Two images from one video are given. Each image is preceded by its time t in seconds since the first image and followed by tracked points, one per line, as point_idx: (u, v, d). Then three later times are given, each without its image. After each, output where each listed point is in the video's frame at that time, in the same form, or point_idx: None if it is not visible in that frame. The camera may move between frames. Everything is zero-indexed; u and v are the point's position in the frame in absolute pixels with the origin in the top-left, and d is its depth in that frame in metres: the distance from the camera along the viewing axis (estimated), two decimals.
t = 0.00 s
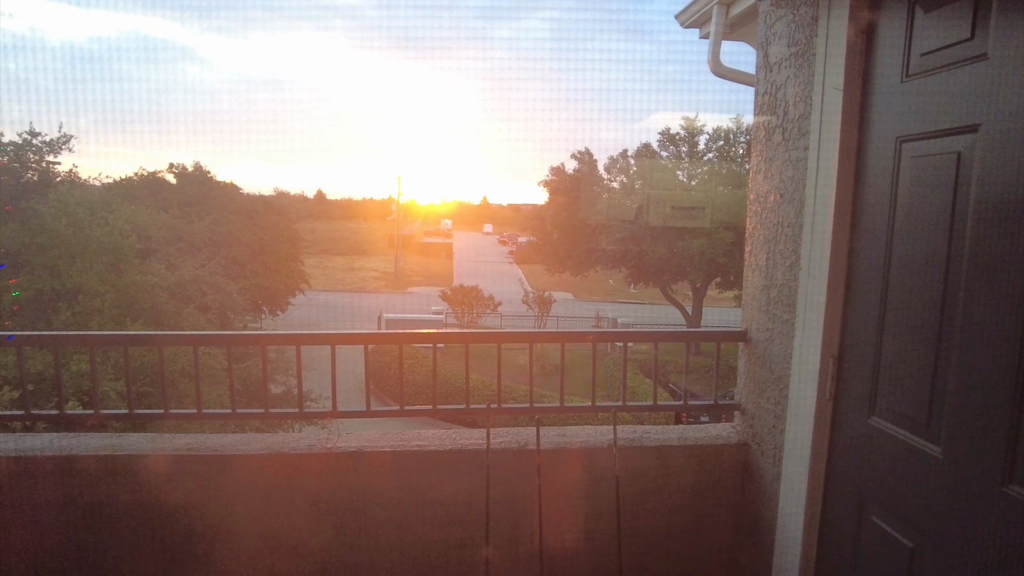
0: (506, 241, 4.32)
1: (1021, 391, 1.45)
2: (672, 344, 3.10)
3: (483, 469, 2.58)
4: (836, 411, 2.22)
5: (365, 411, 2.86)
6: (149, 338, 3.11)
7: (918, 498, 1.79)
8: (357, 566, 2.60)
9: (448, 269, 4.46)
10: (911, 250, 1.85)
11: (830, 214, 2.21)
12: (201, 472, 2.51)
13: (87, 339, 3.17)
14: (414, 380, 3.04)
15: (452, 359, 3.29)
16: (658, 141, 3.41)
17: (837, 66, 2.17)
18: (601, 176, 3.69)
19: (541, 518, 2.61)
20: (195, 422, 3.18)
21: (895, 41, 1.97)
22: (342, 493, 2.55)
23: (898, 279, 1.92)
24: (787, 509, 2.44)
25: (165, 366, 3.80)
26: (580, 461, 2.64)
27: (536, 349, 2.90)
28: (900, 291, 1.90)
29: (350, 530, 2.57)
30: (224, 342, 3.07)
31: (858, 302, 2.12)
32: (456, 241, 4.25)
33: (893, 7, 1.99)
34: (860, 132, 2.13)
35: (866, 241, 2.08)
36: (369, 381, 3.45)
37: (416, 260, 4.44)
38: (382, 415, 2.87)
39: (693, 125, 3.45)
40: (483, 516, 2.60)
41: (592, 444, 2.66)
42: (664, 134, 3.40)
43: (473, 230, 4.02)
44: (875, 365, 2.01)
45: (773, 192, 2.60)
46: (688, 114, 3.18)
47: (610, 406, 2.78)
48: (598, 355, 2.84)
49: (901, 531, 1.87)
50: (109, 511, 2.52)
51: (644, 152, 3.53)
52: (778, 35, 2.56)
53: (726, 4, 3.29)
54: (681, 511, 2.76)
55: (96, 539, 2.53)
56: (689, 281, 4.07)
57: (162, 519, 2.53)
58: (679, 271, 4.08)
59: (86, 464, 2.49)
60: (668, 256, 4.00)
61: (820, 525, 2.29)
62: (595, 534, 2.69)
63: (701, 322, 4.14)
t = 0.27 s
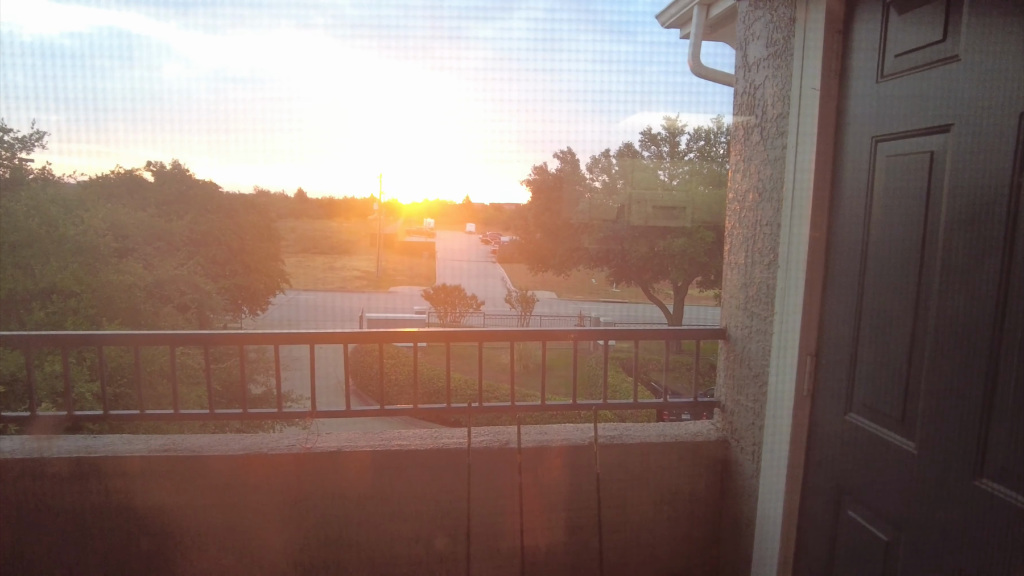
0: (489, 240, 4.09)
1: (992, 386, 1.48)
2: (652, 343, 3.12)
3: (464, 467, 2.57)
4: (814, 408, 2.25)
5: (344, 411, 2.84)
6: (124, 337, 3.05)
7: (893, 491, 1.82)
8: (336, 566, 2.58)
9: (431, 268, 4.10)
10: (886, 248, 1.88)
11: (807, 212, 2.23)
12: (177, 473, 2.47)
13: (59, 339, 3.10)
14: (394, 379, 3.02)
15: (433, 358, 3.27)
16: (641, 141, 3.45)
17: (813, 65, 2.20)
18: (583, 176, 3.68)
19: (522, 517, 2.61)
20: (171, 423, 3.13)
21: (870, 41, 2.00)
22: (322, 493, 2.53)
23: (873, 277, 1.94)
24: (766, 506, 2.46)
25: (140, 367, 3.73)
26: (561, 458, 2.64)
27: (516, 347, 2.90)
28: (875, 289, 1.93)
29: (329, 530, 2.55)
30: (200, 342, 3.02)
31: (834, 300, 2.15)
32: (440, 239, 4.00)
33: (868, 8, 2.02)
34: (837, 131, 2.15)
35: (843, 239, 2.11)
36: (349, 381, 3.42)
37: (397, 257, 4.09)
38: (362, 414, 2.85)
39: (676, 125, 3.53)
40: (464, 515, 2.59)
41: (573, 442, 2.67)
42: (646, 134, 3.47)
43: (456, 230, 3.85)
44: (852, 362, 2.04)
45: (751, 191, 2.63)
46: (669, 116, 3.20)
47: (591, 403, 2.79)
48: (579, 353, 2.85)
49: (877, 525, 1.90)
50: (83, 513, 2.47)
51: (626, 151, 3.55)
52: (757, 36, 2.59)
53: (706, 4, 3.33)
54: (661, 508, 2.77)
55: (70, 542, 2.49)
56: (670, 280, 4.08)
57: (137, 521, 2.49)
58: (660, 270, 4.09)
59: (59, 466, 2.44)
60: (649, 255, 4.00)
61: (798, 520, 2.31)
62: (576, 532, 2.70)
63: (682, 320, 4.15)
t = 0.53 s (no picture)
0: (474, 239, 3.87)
1: (973, 382, 1.50)
2: (638, 341, 3.13)
3: (451, 466, 2.55)
4: (799, 405, 2.26)
5: (329, 411, 2.82)
6: (103, 337, 2.99)
7: (876, 487, 1.84)
8: (322, 567, 2.55)
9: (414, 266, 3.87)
10: (870, 246, 1.89)
11: (792, 211, 2.25)
12: (160, 474, 2.43)
13: (37, 339, 3.04)
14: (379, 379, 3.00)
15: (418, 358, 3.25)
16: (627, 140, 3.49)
17: (797, 65, 2.21)
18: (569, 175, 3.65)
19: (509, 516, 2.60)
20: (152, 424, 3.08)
21: (853, 40, 2.02)
22: (307, 493, 2.50)
23: (857, 275, 1.96)
24: (752, 503, 2.47)
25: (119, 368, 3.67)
26: (547, 457, 2.64)
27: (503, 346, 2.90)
28: (859, 287, 1.94)
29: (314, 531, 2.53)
30: (182, 342, 2.97)
31: (818, 297, 2.17)
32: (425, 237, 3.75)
33: (851, 8, 2.04)
34: (821, 130, 2.17)
35: (826, 237, 2.13)
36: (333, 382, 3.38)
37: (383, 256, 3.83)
38: (347, 413, 2.84)
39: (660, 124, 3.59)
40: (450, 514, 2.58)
41: (560, 440, 2.67)
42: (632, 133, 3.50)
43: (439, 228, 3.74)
44: (836, 359, 2.06)
45: (736, 190, 2.64)
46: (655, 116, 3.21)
47: (577, 402, 2.79)
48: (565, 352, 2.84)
49: (861, 520, 1.91)
50: (63, 516, 2.43)
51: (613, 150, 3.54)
52: (742, 35, 2.61)
53: (691, 4, 3.34)
54: (648, 505, 2.78)
55: (49, 545, 2.44)
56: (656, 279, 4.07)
57: (118, 523, 2.45)
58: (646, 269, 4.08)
59: (37, 468, 2.39)
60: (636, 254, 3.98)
61: (783, 516, 2.32)
62: (563, 530, 2.70)
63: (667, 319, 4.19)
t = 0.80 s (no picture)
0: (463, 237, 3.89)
1: (960, 379, 1.51)
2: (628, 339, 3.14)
3: (441, 465, 2.55)
4: (788, 402, 2.27)
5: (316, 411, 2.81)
6: (89, 337, 2.96)
7: (865, 483, 1.85)
8: (312, 568, 2.54)
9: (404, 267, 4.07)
10: (858, 245, 1.90)
11: (780, 209, 2.26)
12: (147, 476, 2.41)
13: (21, 339, 3.00)
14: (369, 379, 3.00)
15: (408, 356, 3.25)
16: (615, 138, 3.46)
17: (786, 64, 2.22)
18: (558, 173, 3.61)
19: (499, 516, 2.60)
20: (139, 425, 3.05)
21: (841, 39, 2.02)
22: (296, 493, 2.49)
23: (844, 273, 1.97)
24: (741, 500, 2.49)
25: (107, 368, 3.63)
26: (537, 455, 2.64)
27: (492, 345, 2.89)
28: (846, 284, 1.96)
29: (304, 531, 2.51)
30: (169, 342, 2.95)
31: (806, 295, 2.18)
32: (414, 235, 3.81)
33: (839, 7, 2.05)
34: (809, 129, 2.18)
35: (815, 235, 2.14)
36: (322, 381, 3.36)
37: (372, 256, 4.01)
38: (336, 413, 2.84)
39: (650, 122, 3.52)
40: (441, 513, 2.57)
41: (550, 439, 2.67)
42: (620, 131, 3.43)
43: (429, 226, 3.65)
44: (824, 357, 2.07)
45: (725, 188, 2.65)
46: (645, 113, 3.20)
47: (567, 401, 2.80)
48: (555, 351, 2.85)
49: (849, 517, 1.93)
50: (49, 518, 2.40)
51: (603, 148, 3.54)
52: (731, 33, 2.61)
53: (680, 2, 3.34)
54: (638, 503, 2.79)
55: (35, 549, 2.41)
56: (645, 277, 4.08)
57: (105, 525, 2.42)
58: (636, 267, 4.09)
59: (22, 471, 2.36)
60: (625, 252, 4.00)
61: (772, 512, 2.34)
62: (554, 528, 2.70)
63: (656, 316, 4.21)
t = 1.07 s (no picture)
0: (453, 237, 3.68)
1: (947, 378, 1.53)
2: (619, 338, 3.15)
3: (433, 464, 2.55)
4: (777, 400, 2.29)
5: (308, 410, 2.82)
6: (78, 337, 2.94)
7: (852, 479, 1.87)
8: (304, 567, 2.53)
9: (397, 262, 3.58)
10: (845, 244, 1.92)
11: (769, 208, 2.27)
12: (138, 476, 2.40)
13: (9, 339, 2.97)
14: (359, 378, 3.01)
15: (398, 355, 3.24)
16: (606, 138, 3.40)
17: (775, 64, 2.24)
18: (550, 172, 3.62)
19: (491, 515, 2.60)
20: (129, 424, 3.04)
21: (830, 40, 2.04)
22: (288, 492, 2.48)
23: (832, 271, 2.00)
24: (732, 497, 2.51)
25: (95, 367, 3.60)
26: (529, 453, 2.65)
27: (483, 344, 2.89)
28: (834, 283, 1.98)
29: (296, 530, 2.51)
30: (159, 341, 2.93)
31: (795, 294, 2.20)
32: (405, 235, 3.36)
33: (827, 8, 2.07)
34: (798, 128, 2.20)
35: (803, 234, 2.16)
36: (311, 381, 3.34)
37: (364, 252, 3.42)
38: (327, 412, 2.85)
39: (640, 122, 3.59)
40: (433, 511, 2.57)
41: (542, 437, 2.68)
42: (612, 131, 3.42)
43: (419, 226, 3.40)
44: (812, 354, 2.09)
45: (715, 187, 2.67)
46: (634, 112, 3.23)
47: (559, 399, 2.80)
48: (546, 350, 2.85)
49: (836, 512, 1.95)
50: (38, 519, 2.38)
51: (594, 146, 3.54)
52: (720, 34, 2.63)
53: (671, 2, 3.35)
54: (630, 500, 2.80)
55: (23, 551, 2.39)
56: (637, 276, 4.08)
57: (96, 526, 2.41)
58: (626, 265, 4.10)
59: (11, 472, 2.34)
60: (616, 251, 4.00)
61: (761, 508, 2.36)
62: (546, 526, 2.71)
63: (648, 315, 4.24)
